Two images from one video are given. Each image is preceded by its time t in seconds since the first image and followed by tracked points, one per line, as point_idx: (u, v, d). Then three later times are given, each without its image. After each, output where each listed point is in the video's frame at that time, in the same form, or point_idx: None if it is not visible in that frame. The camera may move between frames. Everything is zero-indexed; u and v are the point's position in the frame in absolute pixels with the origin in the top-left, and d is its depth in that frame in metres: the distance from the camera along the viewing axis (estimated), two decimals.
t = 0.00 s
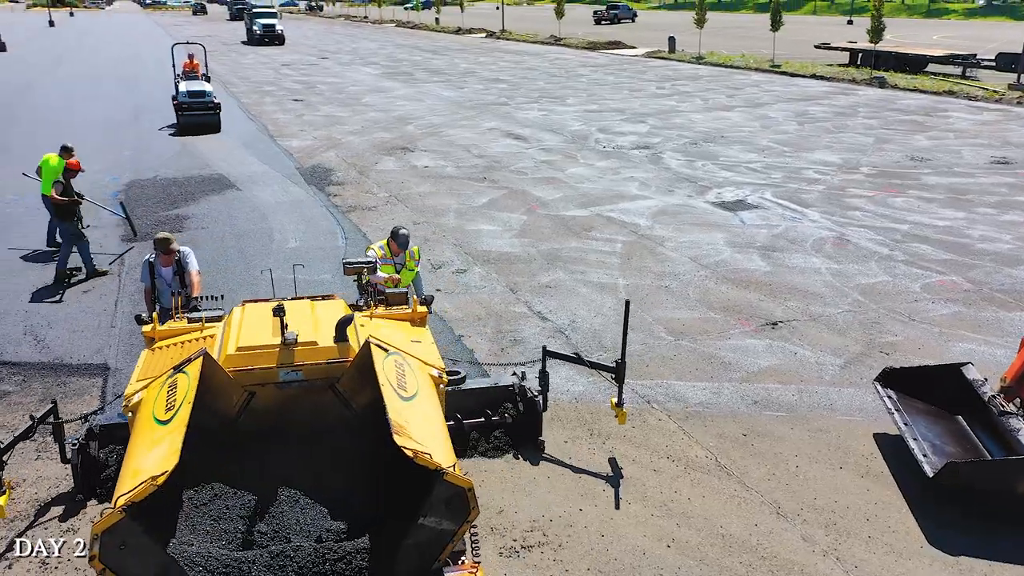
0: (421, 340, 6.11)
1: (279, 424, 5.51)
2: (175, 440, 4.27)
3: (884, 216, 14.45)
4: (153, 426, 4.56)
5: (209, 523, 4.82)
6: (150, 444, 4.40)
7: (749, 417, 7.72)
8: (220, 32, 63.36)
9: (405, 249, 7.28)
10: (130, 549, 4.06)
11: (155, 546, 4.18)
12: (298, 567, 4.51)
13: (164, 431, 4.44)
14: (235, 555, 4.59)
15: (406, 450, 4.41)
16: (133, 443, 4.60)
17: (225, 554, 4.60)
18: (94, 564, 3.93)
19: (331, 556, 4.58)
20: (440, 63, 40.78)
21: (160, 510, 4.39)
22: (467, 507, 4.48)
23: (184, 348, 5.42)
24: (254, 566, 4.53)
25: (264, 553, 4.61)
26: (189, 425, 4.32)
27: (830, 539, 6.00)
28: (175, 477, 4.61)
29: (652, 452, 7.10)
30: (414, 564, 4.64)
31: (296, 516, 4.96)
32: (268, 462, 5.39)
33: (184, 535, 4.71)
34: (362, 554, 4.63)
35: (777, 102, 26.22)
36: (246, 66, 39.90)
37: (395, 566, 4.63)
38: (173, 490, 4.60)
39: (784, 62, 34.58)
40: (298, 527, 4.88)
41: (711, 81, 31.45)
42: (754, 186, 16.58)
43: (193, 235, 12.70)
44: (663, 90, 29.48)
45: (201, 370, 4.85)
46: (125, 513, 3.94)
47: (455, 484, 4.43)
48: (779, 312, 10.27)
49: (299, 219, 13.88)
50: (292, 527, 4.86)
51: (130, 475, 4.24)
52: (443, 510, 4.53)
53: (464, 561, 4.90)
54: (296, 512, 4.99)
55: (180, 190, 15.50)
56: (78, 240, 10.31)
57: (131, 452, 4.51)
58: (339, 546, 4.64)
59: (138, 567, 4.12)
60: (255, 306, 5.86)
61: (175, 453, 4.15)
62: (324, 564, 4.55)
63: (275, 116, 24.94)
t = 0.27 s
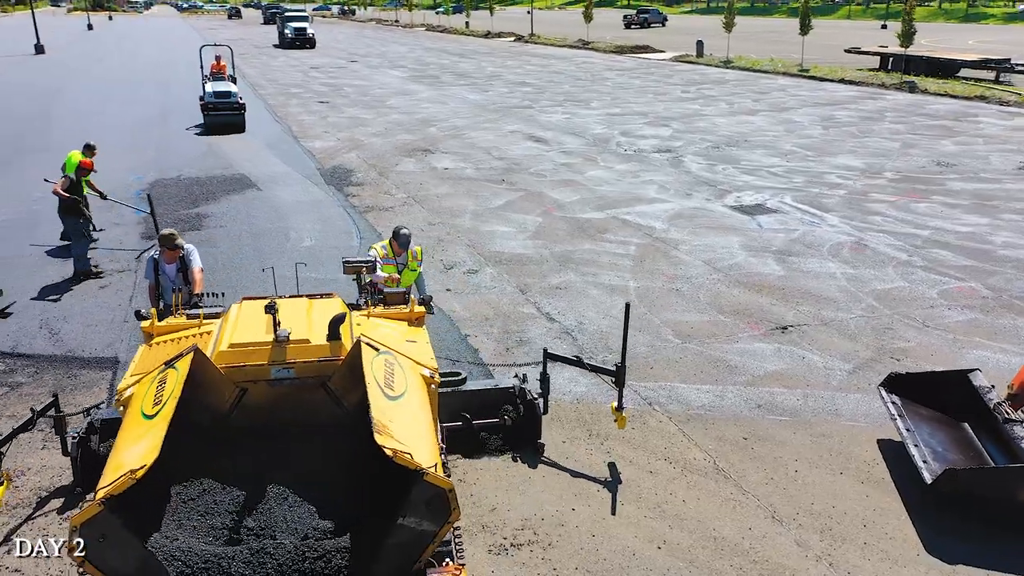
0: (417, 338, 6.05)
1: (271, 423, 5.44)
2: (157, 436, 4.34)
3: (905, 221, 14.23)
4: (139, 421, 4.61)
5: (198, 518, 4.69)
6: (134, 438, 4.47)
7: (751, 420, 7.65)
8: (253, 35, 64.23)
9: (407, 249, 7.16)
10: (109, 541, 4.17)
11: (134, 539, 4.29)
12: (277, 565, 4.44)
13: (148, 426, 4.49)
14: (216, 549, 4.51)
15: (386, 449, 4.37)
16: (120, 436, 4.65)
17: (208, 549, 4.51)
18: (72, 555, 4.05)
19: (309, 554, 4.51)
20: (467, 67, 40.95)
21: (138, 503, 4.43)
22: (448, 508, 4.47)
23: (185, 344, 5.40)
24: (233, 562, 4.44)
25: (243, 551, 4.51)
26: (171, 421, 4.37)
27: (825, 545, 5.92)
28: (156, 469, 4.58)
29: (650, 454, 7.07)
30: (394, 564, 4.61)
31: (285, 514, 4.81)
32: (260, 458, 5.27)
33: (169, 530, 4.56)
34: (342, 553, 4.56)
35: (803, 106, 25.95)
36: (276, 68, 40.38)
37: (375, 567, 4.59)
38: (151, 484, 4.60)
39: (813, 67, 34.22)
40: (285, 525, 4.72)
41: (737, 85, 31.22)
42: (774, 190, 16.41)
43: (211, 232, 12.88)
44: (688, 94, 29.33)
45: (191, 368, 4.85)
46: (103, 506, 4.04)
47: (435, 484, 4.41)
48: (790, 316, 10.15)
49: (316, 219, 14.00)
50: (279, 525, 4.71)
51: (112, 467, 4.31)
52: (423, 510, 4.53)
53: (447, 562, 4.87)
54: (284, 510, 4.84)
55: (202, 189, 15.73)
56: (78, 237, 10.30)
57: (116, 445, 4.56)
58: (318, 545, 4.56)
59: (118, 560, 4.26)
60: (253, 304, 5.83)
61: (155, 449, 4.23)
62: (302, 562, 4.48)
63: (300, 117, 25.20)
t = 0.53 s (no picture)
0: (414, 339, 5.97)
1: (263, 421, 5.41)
2: (140, 430, 4.42)
3: (926, 227, 14.01)
4: (127, 415, 4.67)
5: (184, 514, 4.63)
6: (118, 432, 4.54)
7: (753, 424, 7.58)
8: (286, 39, 65.02)
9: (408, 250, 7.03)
10: (91, 534, 4.12)
11: (114, 532, 4.22)
12: (257, 562, 4.35)
13: (132, 420, 4.55)
14: (198, 545, 4.44)
15: (365, 448, 4.32)
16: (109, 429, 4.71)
17: (191, 544, 4.44)
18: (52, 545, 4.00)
19: (290, 551, 4.41)
20: (495, 70, 41.11)
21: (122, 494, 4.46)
22: (428, 508, 4.39)
23: (180, 338, 5.38)
24: (213, 558, 4.37)
25: (224, 547, 4.44)
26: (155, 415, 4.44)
27: (819, 550, 5.85)
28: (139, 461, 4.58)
29: (648, 455, 7.03)
30: (373, 564, 4.45)
31: (272, 511, 4.73)
32: (253, 453, 5.20)
33: (154, 525, 4.55)
34: (322, 551, 4.45)
35: (831, 111, 25.66)
36: (306, 72, 40.85)
37: (353, 567, 4.41)
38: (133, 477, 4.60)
39: (843, 71, 33.84)
40: (272, 523, 4.63)
41: (765, 89, 30.95)
42: (794, 195, 16.23)
43: (229, 232, 13.08)
44: (714, 98, 29.14)
45: (181, 361, 4.89)
46: (82, 499, 4.06)
47: (415, 483, 4.35)
48: (801, 320, 10.05)
49: (333, 219, 14.13)
50: (265, 522, 4.63)
51: (96, 461, 4.40)
52: (402, 510, 4.40)
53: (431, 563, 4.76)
54: (272, 507, 4.75)
55: (224, 189, 15.95)
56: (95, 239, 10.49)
57: (104, 439, 4.64)
58: (299, 542, 4.47)
59: (102, 552, 4.17)
60: (250, 299, 5.77)
61: (136, 443, 4.30)
62: (283, 560, 4.38)
63: (325, 120, 25.46)
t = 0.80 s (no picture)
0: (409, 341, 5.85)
1: (257, 418, 5.46)
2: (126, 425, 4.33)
3: (947, 233, 13.78)
4: (115, 411, 4.59)
5: (172, 509, 4.67)
6: (104, 427, 4.47)
7: (754, 428, 7.52)
8: (316, 42, 65.73)
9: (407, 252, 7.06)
10: (72, 528, 4.02)
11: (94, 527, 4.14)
12: (235, 560, 4.32)
13: (119, 415, 4.52)
14: (180, 541, 4.43)
15: (344, 448, 4.18)
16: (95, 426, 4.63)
17: (172, 540, 4.43)
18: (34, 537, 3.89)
19: (269, 549, 4.39)
20: (521, 74, 41.22)
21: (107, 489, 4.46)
22: (408, 509, 4.23)
23: (175, 335, 5.36)
24: (192, 555, 4.35)
25: (203, 542, 4.43)
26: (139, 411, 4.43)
27: (811, 555, 5.78)
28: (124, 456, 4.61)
29: (646, 457, 7.00)
30: (352, 564, 4.37)
31: (259, 508, 4.77)
32: (246, 451, 5.25)
33: (140, 520, 4.56)
34: (301, 551, 4.42)
35: (857, 116, 25.36)
36: (334, 75, 41.26)
37: (332, 566, 4.36)
38: (116, 472, 4.57)
39: (872, 76, 33.44)
40: (258, 521, 4.65)
41: (791, 93, 30.67)
42: (814, 200, 16.05)
43: (246, 232, 13.25)
44: (739, 102, 28.94)
45: (171, 358, 4.87)
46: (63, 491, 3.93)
47: (394, 485, 4.18)
48: (811, 325, 9.94)
49: (349, 219, 14.25)
50: (251, 520, 4.64)
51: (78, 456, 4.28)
52: (382, 510, 4.28)
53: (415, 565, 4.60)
54: (259, 504, 4.79)
55: (245, 189, 16.17)
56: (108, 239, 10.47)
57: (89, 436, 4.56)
58: (278, 540, 4.46)
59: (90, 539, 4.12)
60: (248, 297, 5.71)
61: (117, 438, 4.23)
62: (262, 557, 4.35)
63: (350, 122, 25.70)
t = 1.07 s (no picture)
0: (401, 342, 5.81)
1: (250, 416, 5.41)
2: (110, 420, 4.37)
3: (969, 239, 13.55)
4: (101, 408, 4.62)
5: (159, 506, 4.58)
6: (89, 424, 4.48)
7: (755, 432, 7.46)
8: (347, 47, 66.33)
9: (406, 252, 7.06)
10: (53, 521, 4.10)
11: (73, 521, 4.20)
12: (213, 556, 4.26)
13: (105, 411, 4.56)
14: (161, 536, 4.36)
15: (323, 447, 4.17)
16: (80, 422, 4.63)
17: (154, 534, 4.37)
18: (15, 531, 3.97)
19: (248, 547, 4.32)
20: (547, 78, 41.26)
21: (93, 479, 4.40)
22: (385, 510, 4.22)
23: (167, 332, 5.33)
24: (172, 550, 4.29)
25: (184, 538, 4.37)
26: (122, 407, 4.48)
27: (803, 561, 5.72)
28: (111, 450, 4.60)
29: (643, 460, 6.96)
30: (329, 564, 4.34)
31: (244, 506, 4.62)
32: (238, 448, 5.17)
33: (125, 515, 4.50)
34: (279, 549, 4.34)
35: (885, 121, 25.02)
36: (362, 78, 41.62)
37: (310, 567, 4.31)
38: (102, 466, 4.52)
39: (903, 80, 32.99)
40: (245, 519, 4.53)
41: (819, 98, 30.35)
42: (834, 205, 15.87)
43: (263, 232, 13.44)
44: (766, 107, 28.70)
45: (163, 353, 4.93)
46: (42, 485, 3.99)
47: (372, 485, 4.17)
48: (821, 330, 9.84)
49: (366, 220, 14.37)
50: (237, 516, 4.54)
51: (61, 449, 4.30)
52: (359, 511, 4.26)
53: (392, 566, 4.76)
54: (245, 502, 4.65)
55: (265, 190, 16.38)
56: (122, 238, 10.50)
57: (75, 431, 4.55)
58: (258, 538, 4.38)
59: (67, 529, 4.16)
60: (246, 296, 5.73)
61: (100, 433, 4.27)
62: (239, 555, 4.28)
63: (374, 124, 25.92)
